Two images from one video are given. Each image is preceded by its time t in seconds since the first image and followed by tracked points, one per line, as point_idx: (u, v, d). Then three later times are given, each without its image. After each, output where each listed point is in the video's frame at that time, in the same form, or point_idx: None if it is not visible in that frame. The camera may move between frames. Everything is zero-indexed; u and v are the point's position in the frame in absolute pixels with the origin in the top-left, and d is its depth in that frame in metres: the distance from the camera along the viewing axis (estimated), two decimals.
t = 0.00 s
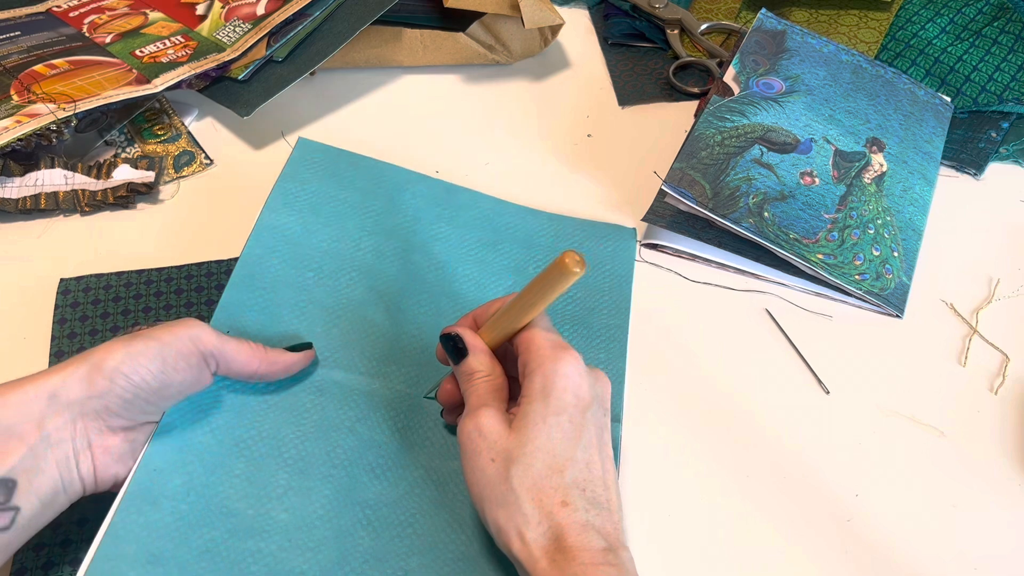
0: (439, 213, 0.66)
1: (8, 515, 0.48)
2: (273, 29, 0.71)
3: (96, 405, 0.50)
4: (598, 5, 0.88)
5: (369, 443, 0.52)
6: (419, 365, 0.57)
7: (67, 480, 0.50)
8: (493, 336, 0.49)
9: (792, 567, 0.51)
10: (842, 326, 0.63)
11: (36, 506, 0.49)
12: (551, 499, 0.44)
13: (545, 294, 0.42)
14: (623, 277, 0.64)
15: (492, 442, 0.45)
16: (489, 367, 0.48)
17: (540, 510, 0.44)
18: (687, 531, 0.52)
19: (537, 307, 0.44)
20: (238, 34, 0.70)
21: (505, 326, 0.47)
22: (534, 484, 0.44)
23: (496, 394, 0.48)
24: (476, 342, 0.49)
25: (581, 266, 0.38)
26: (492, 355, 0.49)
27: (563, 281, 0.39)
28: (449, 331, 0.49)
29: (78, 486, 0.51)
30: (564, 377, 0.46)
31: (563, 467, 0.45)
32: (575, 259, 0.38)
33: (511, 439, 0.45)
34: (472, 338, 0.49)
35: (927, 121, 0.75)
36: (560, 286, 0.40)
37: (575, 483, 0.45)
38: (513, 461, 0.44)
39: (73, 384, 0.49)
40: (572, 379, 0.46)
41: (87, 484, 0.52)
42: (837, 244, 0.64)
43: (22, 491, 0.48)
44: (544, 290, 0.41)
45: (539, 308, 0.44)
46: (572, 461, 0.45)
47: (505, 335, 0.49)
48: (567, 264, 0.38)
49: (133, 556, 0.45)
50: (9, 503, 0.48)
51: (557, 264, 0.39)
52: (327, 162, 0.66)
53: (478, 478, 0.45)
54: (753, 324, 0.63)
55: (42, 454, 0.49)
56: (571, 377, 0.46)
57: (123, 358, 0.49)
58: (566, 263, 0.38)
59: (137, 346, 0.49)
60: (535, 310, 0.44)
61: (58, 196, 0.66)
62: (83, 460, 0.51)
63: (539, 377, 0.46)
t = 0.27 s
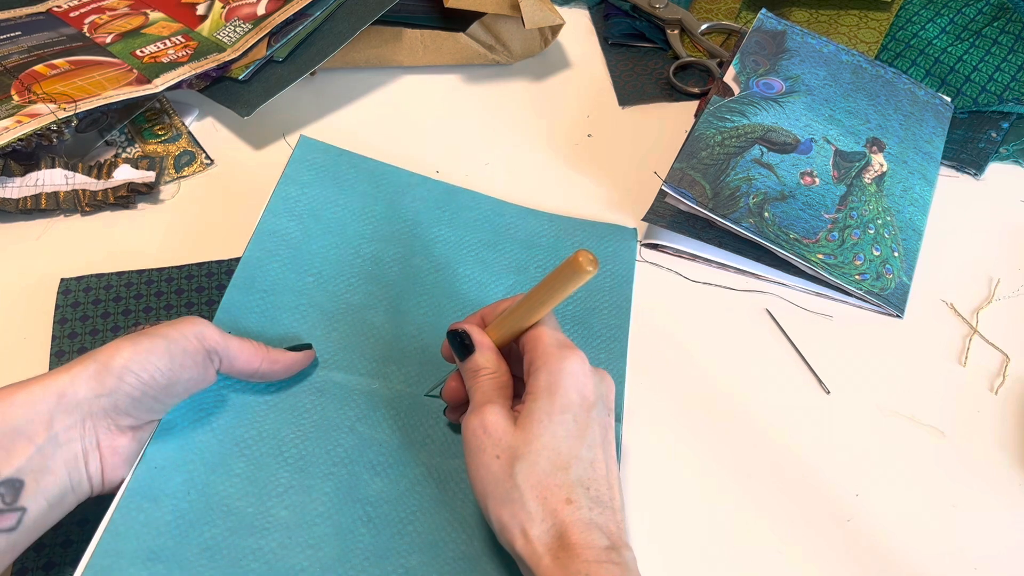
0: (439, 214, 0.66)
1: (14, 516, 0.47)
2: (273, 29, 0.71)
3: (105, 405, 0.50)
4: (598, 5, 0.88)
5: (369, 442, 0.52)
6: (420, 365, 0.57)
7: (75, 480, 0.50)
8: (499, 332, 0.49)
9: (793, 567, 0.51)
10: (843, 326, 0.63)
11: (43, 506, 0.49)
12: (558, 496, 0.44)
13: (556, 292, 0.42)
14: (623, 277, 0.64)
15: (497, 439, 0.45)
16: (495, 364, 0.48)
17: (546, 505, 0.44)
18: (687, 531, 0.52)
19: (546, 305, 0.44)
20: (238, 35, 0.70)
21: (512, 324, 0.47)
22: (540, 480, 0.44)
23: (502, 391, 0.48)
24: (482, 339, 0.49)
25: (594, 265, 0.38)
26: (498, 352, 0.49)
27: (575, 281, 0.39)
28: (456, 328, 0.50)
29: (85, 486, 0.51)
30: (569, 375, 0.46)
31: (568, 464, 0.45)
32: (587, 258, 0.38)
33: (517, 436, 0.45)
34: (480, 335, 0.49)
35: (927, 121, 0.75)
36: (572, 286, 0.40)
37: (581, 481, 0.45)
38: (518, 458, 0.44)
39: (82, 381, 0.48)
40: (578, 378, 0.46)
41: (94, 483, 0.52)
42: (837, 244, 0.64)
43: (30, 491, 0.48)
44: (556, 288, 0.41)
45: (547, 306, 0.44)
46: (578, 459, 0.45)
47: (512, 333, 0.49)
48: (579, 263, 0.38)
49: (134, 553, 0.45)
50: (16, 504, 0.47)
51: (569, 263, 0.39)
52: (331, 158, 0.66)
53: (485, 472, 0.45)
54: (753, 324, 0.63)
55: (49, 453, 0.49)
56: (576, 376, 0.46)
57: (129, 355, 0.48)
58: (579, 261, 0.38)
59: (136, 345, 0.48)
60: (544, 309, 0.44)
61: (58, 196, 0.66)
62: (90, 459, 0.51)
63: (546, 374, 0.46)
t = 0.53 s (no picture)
0: (438, 218, 0.66)
1: (15, 518, 0.47)
2: (273, 29, 0.71)
3: (108, 407, 0.49)
4: (598, 5, 0.88)
5: (369, 442, 0.52)
6: (419, 366, 0.57)
7: (77, 481, 0.50)
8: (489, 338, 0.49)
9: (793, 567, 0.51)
10: (843, 326, 0.63)
11: (44, 508, 0.49)
12: (551, 497, 0.44)
13: (540, 297, 0.42)
14: (623, 277, 0.64)
15: (489, 441, 0.45)
16: (489, 368, 0.48)
17: (539, 506, 0.44)
18: (686, 531, 0.52)
19: (532, 310, 0.44)
20: (238, 35, 0.70)
21: (501, 328, 0.48)
22: (532, 481, 0.44)
23: (495, 395, 0.48)
24: (474, 344, 0.49)
25: (576, 270, 0.38)
26: (490, 356, 0.49)
27: (560, 285, 0.40)
28: (448, 333, 0.49)
29: (86, 488, 0.51)
30: (561, 376, 0.46)
31: (561, 465, 0.45)
32: (570, 263, 0.38)
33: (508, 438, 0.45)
34: (472, 340, 0.49)
35: (927, 121, 0.75)
36: (558, 290, 0.40)
37: (575, 481, 0.45)
38: (511, 460, 0.44)
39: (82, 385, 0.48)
40: (572, 378, 0.46)
41: (96, 485, 0.52)
42: (836, 244, 0.64)
43: (30, 494, 0.48)
44: (541, 292, 0.42)
45: (533, 311, 0.44)
46: (572, 459, 0.45)
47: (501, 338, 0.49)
48: (563, 268, 0.38)
49: (133, 554, 0.45)
50: (16, 506, 0.47)
51: (553, 267, 0.39)
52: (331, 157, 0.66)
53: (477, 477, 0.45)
54: (753, 324, 0.63)
55: (50, 455, 0.49)
56: (569, 375, 0.46)
57: (131, 358, 0.48)
58: (562, 266, 0.38)
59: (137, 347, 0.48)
60: (533, 313, 0.44)
61: (58, 196, 0.66)
62: (92, 460, 0.51)
63: (538, 376, 0.46)
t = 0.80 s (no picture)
0: (437, 216, 0.66)
1: (14, 521, 0.47)
2: (273, 29, 0.71)
3: (106, 408, 0.49)
4: (598, 5, 0.88)
5: (369, 442, 0.52)
6: (418, 365, 0.57)
7: (75, 484, 0.50)
8: (497, 333, 0.49)
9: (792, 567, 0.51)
10: (842, 326, 0.63)
11: (43, 511, 0.49)
12: (554, 496, 0.44)
13: (555, 292, 0.42)
14: (623, 277, 0.64)
15: (494, 438, 0.45)
16: (495, 363, 0.48)
17: (541, 504, 0.44)
18: (686, 531, 0.52)
19: (544, 305, 0.44)
20: (238, 35, 0.70)
21: (510, 324, 0.47)
22: (536, 480, 0.44)
23: (500, 392, 0.47)
24: (482, 340, 0.49)
25: (595, 264, 0.38)
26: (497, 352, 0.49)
27: (575, 280, 0.40)
28: (455, 327, 0.49)
29: (85, 490, 0.51)
30: (569, 374, 0.46)
31: (565, 464, 0.45)
32: (588, 257, 0.38)
33: (514, 436, 0.45)
34: (478, 335, 0.49)
35: (927, 121, 0.75)
36: (573, 285, 0.40)
37: (577, 480, 0.45)
38: (516, 458, 0.44)
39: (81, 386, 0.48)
40: (577, 376, 0.46)
41: (95, 487, 0.52)
42: (836, 244, 0.64)
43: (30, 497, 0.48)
44: (556, 288, 0.41)
45: (546, 307, 0.44)
46: (575, 458, 0.45)
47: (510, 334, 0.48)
48: (580, 261, 0.38)
49: (133, 555, 0.45)
50: (16, 509, 0.47)
51: (570, 261, 0.39)
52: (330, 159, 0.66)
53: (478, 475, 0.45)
54: (753, 324, 0.63)
55: (49, 457, 0.49)
56: (575, 374, 0.46)
57: (130, 359, 0.48)
58: (580, 260, 0.38)
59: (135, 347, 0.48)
60: (545, 309, 0.44)
61: (58, 196, 0.66)
62: (91, 463, 0.51)
63: (545, 374, 0.46)
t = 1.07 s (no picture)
0: (436, 222, 0.66)
1: (11, 517, 0.48)
2: (273, 29, 0.71)
3: (103, 405, 0.50)
4: (598, 5, 0.88)
5: (369, 443, 0.52)
6: (419, 367, 0.57)
7: (72, 481, 0.50)
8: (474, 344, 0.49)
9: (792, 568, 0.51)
10: (842, 326, 0.63)
11: (41, 508, 0.49)
12: (537, 503, 0.44)
13: (520, 301, 0.42)
14: (621, 278, 0.64)
15: (476, 449, 0.45)
16: (477, 373, 0.48)
17: (525, 512, 0.44)
18: (687, 530, 0.52)
19: (513, 314, 0.44)
20: (238, 35, 0.70)
21: (484, 334, 0.47)
22: (519, 488, 0.44)
23: (484, 401, 0.48)
24: (461, 351, 0.49)
25: (553, 271, 0.38)
26: (480, 362, 0.49)
27: (537, 288, 0.39)
28: (432, 341, 0.49)
29: (83, 487, 0.51)
30: (552, 381, 0.45)
31: (548, 469, 0.45)
32: (547, 265, 0.38)
33: (496, 446, 0.44)
34: (455, 347, 0.49)
35: (927, 122, 0.75)
36: (534, 293, 0.40)
37: (563, 485, 0.45)
38: (499, 467, 0.44)
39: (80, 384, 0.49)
40: (561, 380, 0.46)
41: (92, 484, 0.52)
42: (837, 244, 0.64)
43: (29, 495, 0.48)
44: (519, 297, 0.41)
45: (515, 316, 0.44)
46: (559, 462, 0.45)
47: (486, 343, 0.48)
48: (539, 271, 0.38)
49: (133, 555, 0.45)
50: (12, 505, 0.48)
51: (529, 271, 0.38)
52: (325, 166, 0.67)
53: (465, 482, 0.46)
54: (753, 324, 0.63)
55: (46, 453, 0.49)
56: (558, 378, 0.46)
57: (128, 357, 0.48)
58: (538, 269, 0.38)
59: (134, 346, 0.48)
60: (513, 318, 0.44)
61: (58, 196, 0.66)
62: (87, 459, 0.51)
63: (526, 382, 0.45)
